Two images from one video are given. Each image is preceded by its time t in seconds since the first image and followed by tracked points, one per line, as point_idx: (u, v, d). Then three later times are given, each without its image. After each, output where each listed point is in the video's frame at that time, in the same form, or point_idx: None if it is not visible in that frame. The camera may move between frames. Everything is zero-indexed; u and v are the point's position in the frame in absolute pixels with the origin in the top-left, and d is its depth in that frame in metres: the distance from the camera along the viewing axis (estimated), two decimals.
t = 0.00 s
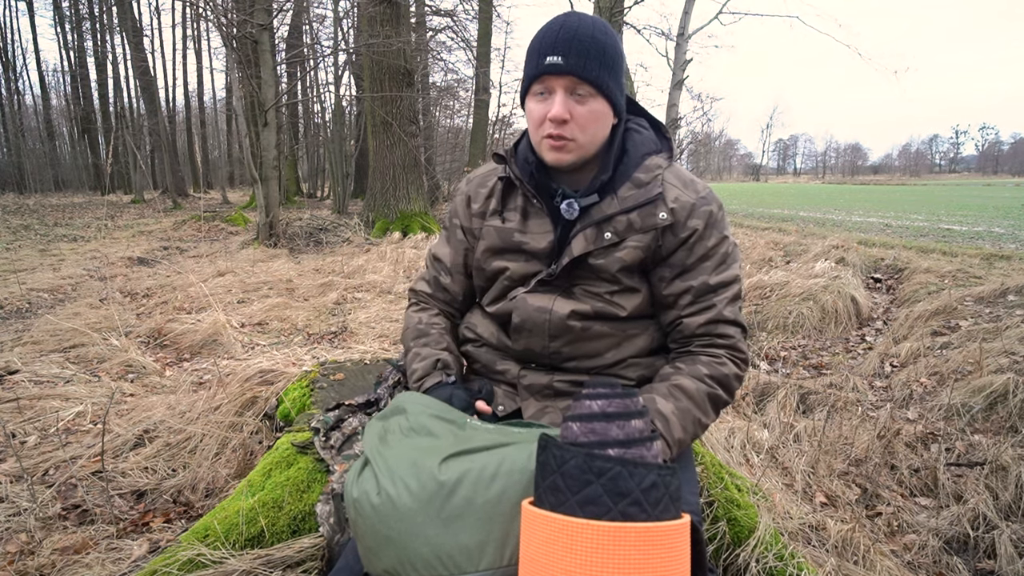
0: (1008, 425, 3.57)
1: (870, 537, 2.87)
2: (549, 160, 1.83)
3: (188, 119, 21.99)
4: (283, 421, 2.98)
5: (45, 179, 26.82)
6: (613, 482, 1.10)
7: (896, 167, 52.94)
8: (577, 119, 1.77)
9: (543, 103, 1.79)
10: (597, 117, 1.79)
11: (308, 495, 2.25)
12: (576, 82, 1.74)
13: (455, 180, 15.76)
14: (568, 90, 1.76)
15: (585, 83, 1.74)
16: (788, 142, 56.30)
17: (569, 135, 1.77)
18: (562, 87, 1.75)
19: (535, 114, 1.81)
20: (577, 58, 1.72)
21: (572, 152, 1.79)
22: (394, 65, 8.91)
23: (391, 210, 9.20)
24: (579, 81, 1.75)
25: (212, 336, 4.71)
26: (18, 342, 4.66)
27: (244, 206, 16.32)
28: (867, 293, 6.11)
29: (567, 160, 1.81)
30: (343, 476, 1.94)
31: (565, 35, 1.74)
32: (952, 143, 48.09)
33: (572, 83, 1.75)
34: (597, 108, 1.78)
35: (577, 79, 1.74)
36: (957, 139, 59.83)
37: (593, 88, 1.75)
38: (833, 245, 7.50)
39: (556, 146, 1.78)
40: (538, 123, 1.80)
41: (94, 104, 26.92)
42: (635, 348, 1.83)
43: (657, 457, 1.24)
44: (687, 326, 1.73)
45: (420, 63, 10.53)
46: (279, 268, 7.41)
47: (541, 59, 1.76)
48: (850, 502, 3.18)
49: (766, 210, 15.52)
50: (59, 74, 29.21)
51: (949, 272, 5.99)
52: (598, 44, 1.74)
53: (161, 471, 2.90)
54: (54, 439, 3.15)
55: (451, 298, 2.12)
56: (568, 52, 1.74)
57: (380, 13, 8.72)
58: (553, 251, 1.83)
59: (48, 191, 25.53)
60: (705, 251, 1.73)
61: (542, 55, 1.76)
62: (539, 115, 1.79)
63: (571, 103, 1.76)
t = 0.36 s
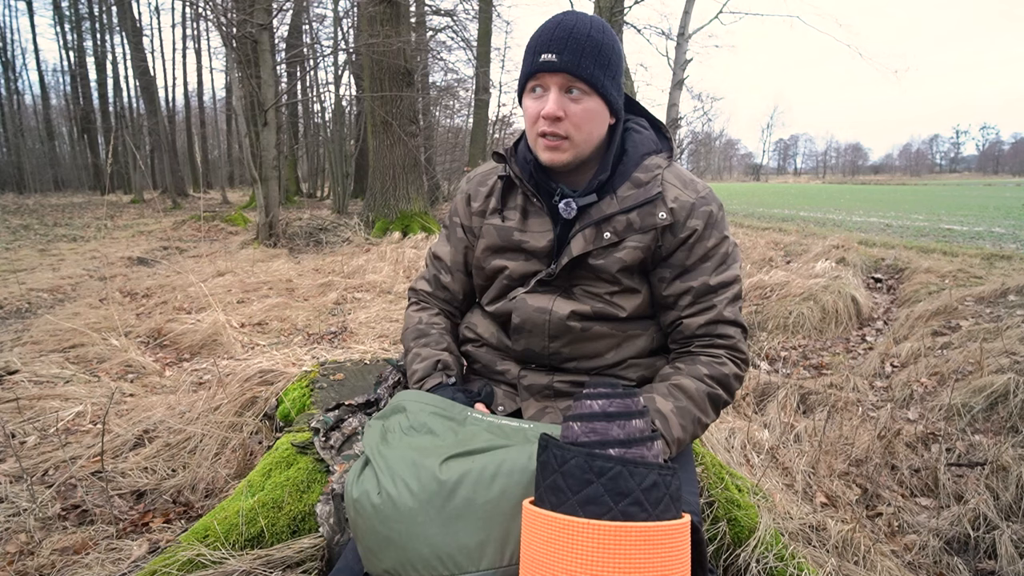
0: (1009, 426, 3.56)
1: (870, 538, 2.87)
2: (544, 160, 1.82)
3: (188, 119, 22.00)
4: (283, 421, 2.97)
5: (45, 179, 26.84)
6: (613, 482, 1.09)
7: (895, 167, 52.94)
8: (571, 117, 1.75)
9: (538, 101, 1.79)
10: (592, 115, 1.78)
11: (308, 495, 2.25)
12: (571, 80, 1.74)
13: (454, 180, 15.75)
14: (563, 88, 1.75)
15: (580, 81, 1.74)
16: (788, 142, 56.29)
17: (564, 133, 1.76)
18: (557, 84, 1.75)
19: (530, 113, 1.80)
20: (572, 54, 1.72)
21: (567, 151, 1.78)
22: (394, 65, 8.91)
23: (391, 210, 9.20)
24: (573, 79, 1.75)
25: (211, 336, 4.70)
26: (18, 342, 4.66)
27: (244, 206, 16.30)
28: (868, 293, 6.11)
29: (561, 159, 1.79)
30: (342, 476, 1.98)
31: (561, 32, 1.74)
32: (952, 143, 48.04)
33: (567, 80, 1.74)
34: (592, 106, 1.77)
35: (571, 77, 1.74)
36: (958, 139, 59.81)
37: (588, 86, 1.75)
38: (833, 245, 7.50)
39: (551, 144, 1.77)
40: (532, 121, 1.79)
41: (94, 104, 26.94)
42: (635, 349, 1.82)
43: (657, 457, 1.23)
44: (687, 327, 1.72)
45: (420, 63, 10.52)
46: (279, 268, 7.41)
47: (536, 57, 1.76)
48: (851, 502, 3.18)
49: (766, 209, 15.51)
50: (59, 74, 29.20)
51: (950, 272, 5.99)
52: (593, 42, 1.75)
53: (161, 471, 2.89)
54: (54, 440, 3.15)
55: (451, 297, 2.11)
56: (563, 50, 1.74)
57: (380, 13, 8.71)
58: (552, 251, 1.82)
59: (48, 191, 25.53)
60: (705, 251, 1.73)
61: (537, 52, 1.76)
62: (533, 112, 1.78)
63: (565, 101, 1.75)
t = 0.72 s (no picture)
0: (1009, 426, 3.57)
1: (870, 537, 2.87)
2: (561, 165, 1.83)
3: (188, 119, 22.00)
4: (283, 421, 2.97)
5: (45, 179, 26.86)
6: (613, 481, 1.09)
7: (896, 166, 52.92)
8: (591, 123, 1.77)
9: (555, 109, 1.79)
10: (610, 121, 1.80)
11: (308, 495, 2.25)
12: (590, 86, 1.75)
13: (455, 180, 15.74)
14: (582, 94, 1.76)
15: (599, 87, 1.75)
16: (788, 142, 56.29)
17: (584, 139, 1.77)
18: (576, 91, 1.76)
19: (546, 120, 1.80)
20: (591, 61, 1.72)
21: (586, 157, 1.80)
22: (394, 65, 8.91)
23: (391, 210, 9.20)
24: (592, 86, 1.76)
25: (211, 336, 4.70)
26: (18, 342, 4.66)
27: (244, 206, 16.30)
28: (868, 293, 6.11)
29: (580, 164, 1.81)
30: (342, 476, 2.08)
31: (579, 38, 1.73)
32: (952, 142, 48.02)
33: (586, 87, 1.75)
34: (610, 112, 1.79)
35: (591, 83, 1.74)
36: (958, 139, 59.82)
37: (607, 92, 1.77)
38: (833, 245, 7.49)
39: (571, 152, 1.78)
40: (550, 129, 1.79)
41: (94, 104, 26.96)
42: (635, 351, 1.82)
43: (658, 458, 1.23)
44: (688, 330, 1.72)
45: (420, 63, 10.52)
46: (279, 268, 7.41)
47: (554, 64, 1.74)
48: (850, 502, 3.18)
49: (766, 209, 15.51)
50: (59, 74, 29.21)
51: (950, 272, 5.99)
52: (609, 47, 1.75)
53: (161, 471, 2.89)
54: (54, 440, 3.15)
55: (448, 290, 2.11)
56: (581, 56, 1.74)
57: (380, 13, 8.71)
58: (554, 253, 1.82)
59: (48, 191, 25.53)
60: (707, 253, 1.73)
61: (554, 59, 1.74)
62: (552, 120, 1.78)
63: (586, 107, 1.77)
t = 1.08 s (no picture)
0: (1009, 426, 3.57)
1: (870, 537, 2.86)
2: (565, 165, 1.82)
3: (188, 119, 22.00)
4: (283, 421, 2.97)
5: (45, 179, 26.85)
6: (613, 481, 1.09)
7: (896, 166, 52.93)
8: (595, 123, 1.77)
9: (560, 108, 1.78)
10: (615, 121, 1.80)
11: (308, 495, 2.25)
12: (595, 86, 1.75)
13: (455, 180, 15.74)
14: (587, 94, 1.76)
15: (605, 88, 1.75)
16: (788, 143, 56.31)
17: (589, 140, 1.76)
18: (581, 91, 1.76)
19: (551, 119, 1.79)
20: (597, 62, 1.72)
21: (590, 157, 1.79)
22: (394, 65, 8.91)
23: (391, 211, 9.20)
24: (598, 86, 1.76)
25: (211, 336, 4.70)
26: (19, 342, 4.66)
27: (245, 206, 16.30)
28: (868, 293, 6.11)
29: (584, 164, 1.80)
30: (342, 476, 2.08)
31: (584, 38, 1.73)
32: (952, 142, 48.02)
33: (591, 87, 1.75)
34: (614, 113, 1.79)
35: (597, 84, 1.74)
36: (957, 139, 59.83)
37: (612, 93, 1.77)
38: (833, 245, 7.50)
39: (576, 151, 1.77)
40: (555, 129, 1.78)
41: (95, 105, 26.98)
42: (636, 352, 1.82)
43: (658, 457, 1.23)
44: (689, 331, 1.72)
45: (420, 63, 10.52)
46: (279, 268, 7.41)
47: (560, 64, 1.74)
48: (850, 502, 3.18)
49: (766, 209, 15.52)
50: (58, 74, 29.21)
51: (950, 272, 5.99)
52: (614, 47, 1.75)
53: (161, 471, 2.89)
54: (54, 439, 3.15)
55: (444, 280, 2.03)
56: (587, 57, 1.74)
57: (380, 13, 8.71)
58: (556, 253, 1.83)
59: (48, 191, 25.53)
60: (709, 254, 1.73)
61: (560, 59, 1.74)
62: (556, 120, 1.78)
63: (590, 108, 1.76)
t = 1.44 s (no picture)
0: (1009, 426, 3.58)
1: (870, 537, 2.86)
2: (560, 166, 1.82)
3: (187, 119, 21.99)
4: (283, 421, 2.97)
5: (45, 179, 26.85)
6: (613, 481, 1.09)
7: (896, 167, 52.93)
8: (589, 122, 1.77)
9: (555, 108, 1.79)
10: (609, 120, 1.80)
11: (308, 495, 2.25)
12: (589, 85, 1.75)
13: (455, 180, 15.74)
14: (581, 94, 1.76)
15: (598, 86, 1.75)
16: (788, 143, 56.31)
17: (584, 139, 1.76)
18: (576, 90, 1.76)
19: (545, 119, 1.79)
20: (591, 61, 1.72)
21: (585, 157, 1.79)
22: (394, 65, 8.91)
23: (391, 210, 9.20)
24: (591, 85, 1.76)
25: (211, 336, 4.70)
26: (18, 342, 4.66)
27: (245, 206, 16.29)
28: (868, 293, 6.11)
29: (580, 164, 1.80)
30: (342, 476, 2.08)
31: (578, 37, 1.73)
32: (952, 142, 48.00)
33: (585, 86, 1.75)
34: (609, 112, 1.79)
35: (589, 83, 1.74)
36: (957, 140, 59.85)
37: (607, 92, 1.77)
38: (833, 245, 7.49)
39: (570, 151, 1.77)
40: (549, 128, 1.79)
41: (95, 105, 27.01)
42: (635, 352, 1.82)
43: (658, 457, 1.23)
44: (688, 331, 1.72)
45: (420, 63, 10.52)
46: (279, 268, 7.40)
47: (553, 63, 1.75)
48: (851, 502, 3.18)
49: (766, 209, 15.52)
50: (58, 74, 29.22)
51: (950, 272, 5.99)
52: (608, 46, 1.75)
53: (161, 471, 2.89)
54: (54, 439, 3.15)
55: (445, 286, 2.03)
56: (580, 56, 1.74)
57: (380, 13, 8.71)
58: (555, 253, 1.82)
59: (48, 191, 25.53)
60: (708, 254, 1.73)
61: (554, 59, 1.75)
62: (550, 120, 1.78)
63: (584, 107, 1.76)
